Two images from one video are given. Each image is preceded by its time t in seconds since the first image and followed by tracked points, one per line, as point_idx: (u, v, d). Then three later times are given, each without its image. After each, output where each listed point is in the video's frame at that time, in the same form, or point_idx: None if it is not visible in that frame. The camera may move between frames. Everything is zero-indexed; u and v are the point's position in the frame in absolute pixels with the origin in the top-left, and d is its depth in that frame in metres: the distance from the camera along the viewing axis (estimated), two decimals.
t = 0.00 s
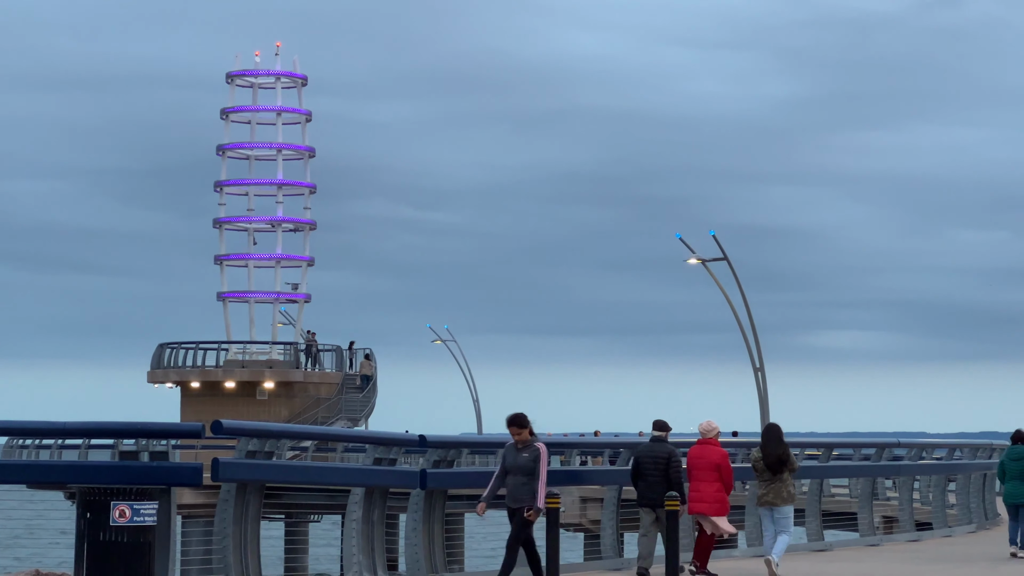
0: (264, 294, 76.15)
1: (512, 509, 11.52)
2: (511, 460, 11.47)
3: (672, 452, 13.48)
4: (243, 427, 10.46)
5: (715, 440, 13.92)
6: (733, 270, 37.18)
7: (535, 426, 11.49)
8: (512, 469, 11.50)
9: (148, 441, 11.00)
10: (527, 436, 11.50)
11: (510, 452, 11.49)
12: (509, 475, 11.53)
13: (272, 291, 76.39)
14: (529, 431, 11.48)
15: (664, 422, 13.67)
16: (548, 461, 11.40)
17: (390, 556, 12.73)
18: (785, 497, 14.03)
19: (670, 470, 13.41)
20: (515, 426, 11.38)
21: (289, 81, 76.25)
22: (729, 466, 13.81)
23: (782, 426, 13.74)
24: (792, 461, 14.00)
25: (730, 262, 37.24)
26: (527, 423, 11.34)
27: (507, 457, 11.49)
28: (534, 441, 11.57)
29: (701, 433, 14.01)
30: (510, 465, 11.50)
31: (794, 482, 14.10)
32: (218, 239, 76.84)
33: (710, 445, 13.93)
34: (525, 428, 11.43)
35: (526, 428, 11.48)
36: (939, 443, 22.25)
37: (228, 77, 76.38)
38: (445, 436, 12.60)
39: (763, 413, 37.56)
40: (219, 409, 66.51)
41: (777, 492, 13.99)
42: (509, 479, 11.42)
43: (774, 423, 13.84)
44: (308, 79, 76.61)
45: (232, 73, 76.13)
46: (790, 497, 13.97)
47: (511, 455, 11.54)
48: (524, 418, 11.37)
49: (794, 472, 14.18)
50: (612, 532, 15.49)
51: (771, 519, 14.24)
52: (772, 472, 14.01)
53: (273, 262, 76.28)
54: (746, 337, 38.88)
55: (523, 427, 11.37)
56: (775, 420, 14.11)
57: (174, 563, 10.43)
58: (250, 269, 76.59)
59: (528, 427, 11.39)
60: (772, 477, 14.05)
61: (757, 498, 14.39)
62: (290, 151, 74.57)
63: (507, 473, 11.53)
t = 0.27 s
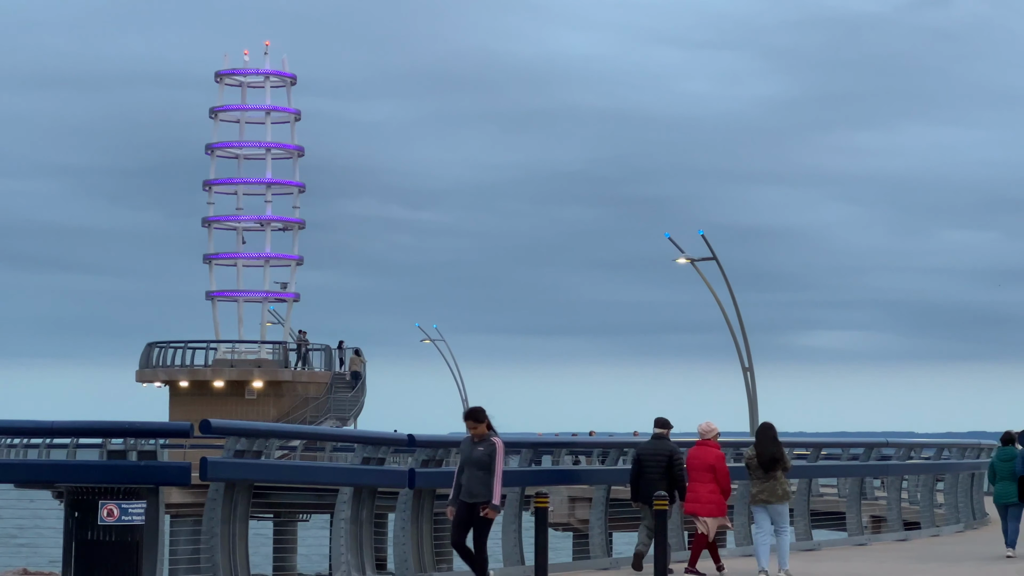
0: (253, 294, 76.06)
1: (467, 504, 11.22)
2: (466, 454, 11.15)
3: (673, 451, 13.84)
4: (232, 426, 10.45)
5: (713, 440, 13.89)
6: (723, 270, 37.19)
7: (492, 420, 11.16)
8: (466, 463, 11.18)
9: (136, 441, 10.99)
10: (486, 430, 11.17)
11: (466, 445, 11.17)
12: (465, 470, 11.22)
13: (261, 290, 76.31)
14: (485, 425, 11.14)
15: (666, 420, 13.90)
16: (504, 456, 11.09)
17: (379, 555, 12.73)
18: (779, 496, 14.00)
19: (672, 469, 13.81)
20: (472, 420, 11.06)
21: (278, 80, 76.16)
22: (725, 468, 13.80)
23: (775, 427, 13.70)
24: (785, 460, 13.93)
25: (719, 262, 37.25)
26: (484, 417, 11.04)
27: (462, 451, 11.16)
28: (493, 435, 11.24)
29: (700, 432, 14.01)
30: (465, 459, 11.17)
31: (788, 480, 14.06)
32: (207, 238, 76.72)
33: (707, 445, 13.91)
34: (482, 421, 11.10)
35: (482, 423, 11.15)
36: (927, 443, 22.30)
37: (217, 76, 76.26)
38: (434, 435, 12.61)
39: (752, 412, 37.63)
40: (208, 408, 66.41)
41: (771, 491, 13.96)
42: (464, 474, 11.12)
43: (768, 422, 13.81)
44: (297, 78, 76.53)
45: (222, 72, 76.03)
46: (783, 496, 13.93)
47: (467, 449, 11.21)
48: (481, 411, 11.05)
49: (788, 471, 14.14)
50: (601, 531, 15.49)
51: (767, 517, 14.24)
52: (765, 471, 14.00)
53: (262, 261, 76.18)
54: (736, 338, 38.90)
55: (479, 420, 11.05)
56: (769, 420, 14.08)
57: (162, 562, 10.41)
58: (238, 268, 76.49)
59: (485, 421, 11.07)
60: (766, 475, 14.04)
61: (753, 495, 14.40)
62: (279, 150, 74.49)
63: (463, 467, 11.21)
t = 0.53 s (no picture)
0: (241, 292, 75.95)
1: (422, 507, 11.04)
2: (421, 458, 10.91)
3: (668, 448, 14.05)
4: (219, 425, 10.44)
5: (710, 439, 14.10)
6: (712, 269, 37.22)
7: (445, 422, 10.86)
8: (421, 466, 10.95)
9: (123, 439, 10.99)
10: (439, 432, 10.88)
11: (419, 448, 10.91)
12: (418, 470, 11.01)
13: (249, 289, 76.20)
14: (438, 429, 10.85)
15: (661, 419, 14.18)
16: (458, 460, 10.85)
17: (367, 554, 12.74)
18: (776, 496, 14.10)
19: (669, 465, 14.01)
20: (423, 425, 10.76)
21: (266, 78, 76.04)
22: (724, 466, 13.96)
23: (774, 428, 13.83)
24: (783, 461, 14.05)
25: (707, 261, 37.28)
26: (437, 420, 10.72)
27: (417, 455, 10.92)
28: (447, 436, 10.97)
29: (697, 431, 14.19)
30: (419, 462, 10.93)
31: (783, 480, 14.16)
32: (195, 236, 76.60)
33: (706, 444, 14.11)
34: (434, 425, 10.80)
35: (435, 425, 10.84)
36: (915, 442, 22.35)
37: (205, 74, 76.12)
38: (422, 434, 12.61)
39: (739, 411, 37.69)
40: (196, 406, 66.31)
41: (769, 491, 14.05)
42: (418, 479, 10.90)
43: (766, 423, 13.90)
44: (285, 76, 76.41)
45: (209, 71, 75.90)
46: (781, 496, 14.04)
47: (422, 452, 10.96)
48: (434, 415, 10.75)
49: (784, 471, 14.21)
50: (589, 530, 15.50)
51: (761, 517, 14.28)
52: (763, 472, 14.07)
53: (250, 259, 76.07)
54: (723, 337, 38.93)
55: (431, 426, 10.74)
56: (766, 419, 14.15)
57: (149, 561, 10.40)
58: (226, 266, 76.38)
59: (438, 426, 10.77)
60: (764, 476, 14.10)
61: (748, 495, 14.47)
62: (267, 149, 74.39)
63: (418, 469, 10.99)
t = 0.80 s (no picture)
0: (228, 290, 75.86)
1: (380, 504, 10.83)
2: (377, 452, 10.81)
3: (660, 447, 14.50)
4: (206, 423, 10.44)
5: (707, 436, 14.25)
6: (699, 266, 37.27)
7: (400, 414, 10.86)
8: (377, 462, 10.83)
9: (110, 437, 11.03)
10: (394, 426, 10.88)
11: (375, 444, 10.82)
12: (375, 469, 10.87)
13: (236, 287, 76.11)
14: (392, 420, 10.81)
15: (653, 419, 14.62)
16: (415, 451, 10.78)
17: (354, 552, 12.75)
18: (774, 493, 14.36)
19: (661, 464, 14.44)
20: (378, 414, 10.74)
21: (253, 76, 75.94)
22: (720, 463, 14.16)
23: (771, 426, 13.98)
24: (782, 458, 14.25)
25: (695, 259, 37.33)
26: (392, 410, 10.76)
27: (373, 449, 10.82)
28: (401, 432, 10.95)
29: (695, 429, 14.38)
30: (375, 458, 10.83)
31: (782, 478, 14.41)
32: (182, 234, 76.49)
33: (703, 441, 14.27)
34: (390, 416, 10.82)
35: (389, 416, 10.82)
36: (901, 440, 22.44)
37: (192, 71, 76.01)
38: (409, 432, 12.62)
39: (727, 410, 37.75)
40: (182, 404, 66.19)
41: (767, 490, 14.31)
42: (374, 473, 10.76)
43: (764, 421, 14.05)
44: (272, 74, 76.31)
45: (196, 68, 75.81)
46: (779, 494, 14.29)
47: (376, 446, 10.87)
48: (389, 405, 10.77)
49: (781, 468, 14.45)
50: (575, 529, 15.54)
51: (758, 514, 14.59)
52: (762, 469, 14.32)
53: (237, 257, 75.97)
54: (711, 335, 38.97)
55: (388, 414, 10.76)
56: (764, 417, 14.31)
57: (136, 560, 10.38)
58: (214, 264, 76.28)
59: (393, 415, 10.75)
60: (763, 473, 14.36)
61: (744, 494, 14.72)
62: (254, 146, 74.31)
63: (373, 465, 10.87)
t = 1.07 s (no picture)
0: (215, 288, 75.75)
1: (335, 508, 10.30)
2: (334, 456, 10.24)
3: (653, 446, 14.67)
4: (192, 422, 10.42)
5: (707, 436, 14.36)
6: (686, 264, 37.31)
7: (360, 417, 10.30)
8: (333, 465, 10.26)
9: (97, 435, 10.99)
10: (353, 428, 10.31)
11: (333, 446, 10.24)
12: (331, 472, 10.29)
13: (223, 284, 76.00)
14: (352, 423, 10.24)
15: (645, 416, 14.74)
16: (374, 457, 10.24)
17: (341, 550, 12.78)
18: (765, 491, 14.46)
19: (654, 463, 14.64)
20: (340, 414, 10.18)
21: (240, 74, 75.80)
22: (720, 463, 14.31)
23: (764, 423, 14.09)
24: (774, 457, 14.38)
25: (682, 257, 37.36)
26: (353, 412, 10.18)
27: (330, 452, 10.24)
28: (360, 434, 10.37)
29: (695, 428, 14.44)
30: (332, 461, 10.25)
31: (775, 476, 14.51)
32: (169, 232, 76.36)
33: (702, 440, 14.39)
34: (351, 417, 10.25)
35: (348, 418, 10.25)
36: (887, 438, 22.50)
37: (178, 69, 75.84)
38: (396, 430, 12.63)
39: (713, 408, 37.84)
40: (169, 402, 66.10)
41: (759, 487, 14.42)
42: (330, 477, 10.19)
43: (758, 420, 14.16)
44: (259, 72, 76.18)
45: (183, 66, 75.66)
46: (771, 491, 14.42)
47: (333, 449, 10.29)
48: (351, 405, 10.20)
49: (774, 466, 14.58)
50: (562, 526, 15.55)
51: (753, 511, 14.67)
52: (755, 467, 14.43)
53: (224, 255, 75.86)
54: (698, 333, 39.02)
55: (349, 416, 10.19)
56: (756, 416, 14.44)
57: (122, 558, 10.39)
58: (200, 262, 76.15)
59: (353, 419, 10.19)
60: (755, 471, 14.46)
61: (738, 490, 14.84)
62: (242, 145, 74.21)
63: (329, 469, 10.30)
